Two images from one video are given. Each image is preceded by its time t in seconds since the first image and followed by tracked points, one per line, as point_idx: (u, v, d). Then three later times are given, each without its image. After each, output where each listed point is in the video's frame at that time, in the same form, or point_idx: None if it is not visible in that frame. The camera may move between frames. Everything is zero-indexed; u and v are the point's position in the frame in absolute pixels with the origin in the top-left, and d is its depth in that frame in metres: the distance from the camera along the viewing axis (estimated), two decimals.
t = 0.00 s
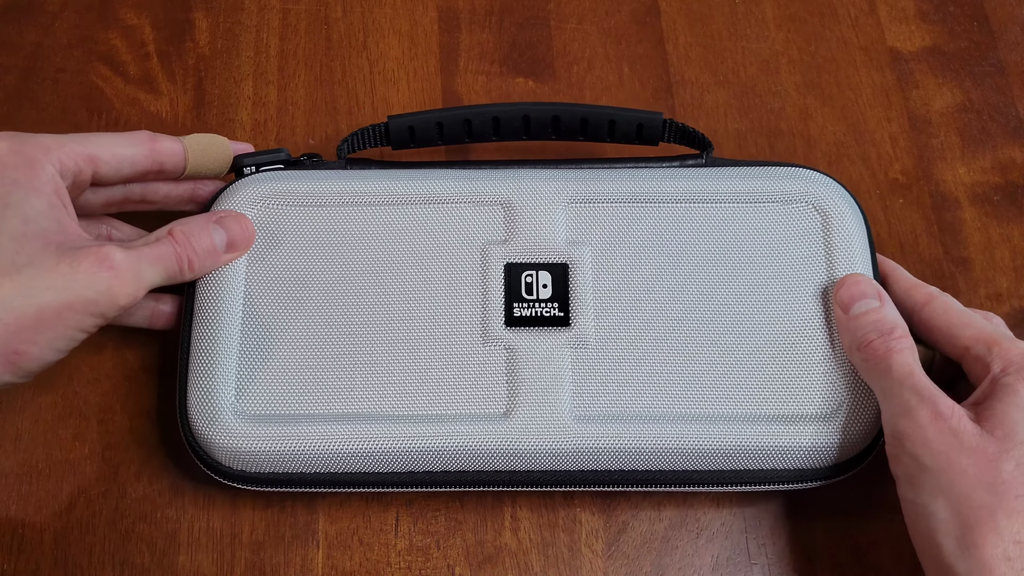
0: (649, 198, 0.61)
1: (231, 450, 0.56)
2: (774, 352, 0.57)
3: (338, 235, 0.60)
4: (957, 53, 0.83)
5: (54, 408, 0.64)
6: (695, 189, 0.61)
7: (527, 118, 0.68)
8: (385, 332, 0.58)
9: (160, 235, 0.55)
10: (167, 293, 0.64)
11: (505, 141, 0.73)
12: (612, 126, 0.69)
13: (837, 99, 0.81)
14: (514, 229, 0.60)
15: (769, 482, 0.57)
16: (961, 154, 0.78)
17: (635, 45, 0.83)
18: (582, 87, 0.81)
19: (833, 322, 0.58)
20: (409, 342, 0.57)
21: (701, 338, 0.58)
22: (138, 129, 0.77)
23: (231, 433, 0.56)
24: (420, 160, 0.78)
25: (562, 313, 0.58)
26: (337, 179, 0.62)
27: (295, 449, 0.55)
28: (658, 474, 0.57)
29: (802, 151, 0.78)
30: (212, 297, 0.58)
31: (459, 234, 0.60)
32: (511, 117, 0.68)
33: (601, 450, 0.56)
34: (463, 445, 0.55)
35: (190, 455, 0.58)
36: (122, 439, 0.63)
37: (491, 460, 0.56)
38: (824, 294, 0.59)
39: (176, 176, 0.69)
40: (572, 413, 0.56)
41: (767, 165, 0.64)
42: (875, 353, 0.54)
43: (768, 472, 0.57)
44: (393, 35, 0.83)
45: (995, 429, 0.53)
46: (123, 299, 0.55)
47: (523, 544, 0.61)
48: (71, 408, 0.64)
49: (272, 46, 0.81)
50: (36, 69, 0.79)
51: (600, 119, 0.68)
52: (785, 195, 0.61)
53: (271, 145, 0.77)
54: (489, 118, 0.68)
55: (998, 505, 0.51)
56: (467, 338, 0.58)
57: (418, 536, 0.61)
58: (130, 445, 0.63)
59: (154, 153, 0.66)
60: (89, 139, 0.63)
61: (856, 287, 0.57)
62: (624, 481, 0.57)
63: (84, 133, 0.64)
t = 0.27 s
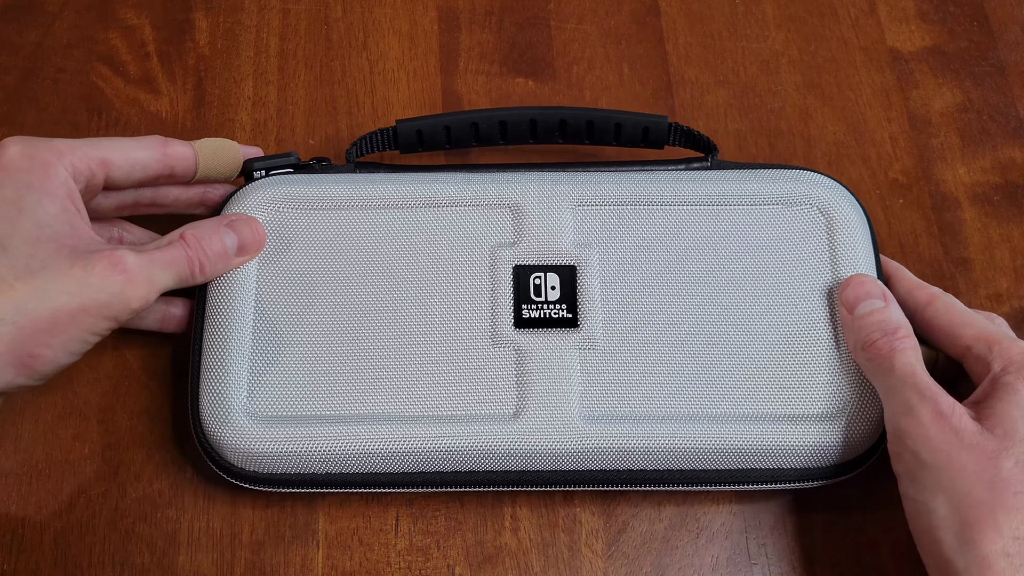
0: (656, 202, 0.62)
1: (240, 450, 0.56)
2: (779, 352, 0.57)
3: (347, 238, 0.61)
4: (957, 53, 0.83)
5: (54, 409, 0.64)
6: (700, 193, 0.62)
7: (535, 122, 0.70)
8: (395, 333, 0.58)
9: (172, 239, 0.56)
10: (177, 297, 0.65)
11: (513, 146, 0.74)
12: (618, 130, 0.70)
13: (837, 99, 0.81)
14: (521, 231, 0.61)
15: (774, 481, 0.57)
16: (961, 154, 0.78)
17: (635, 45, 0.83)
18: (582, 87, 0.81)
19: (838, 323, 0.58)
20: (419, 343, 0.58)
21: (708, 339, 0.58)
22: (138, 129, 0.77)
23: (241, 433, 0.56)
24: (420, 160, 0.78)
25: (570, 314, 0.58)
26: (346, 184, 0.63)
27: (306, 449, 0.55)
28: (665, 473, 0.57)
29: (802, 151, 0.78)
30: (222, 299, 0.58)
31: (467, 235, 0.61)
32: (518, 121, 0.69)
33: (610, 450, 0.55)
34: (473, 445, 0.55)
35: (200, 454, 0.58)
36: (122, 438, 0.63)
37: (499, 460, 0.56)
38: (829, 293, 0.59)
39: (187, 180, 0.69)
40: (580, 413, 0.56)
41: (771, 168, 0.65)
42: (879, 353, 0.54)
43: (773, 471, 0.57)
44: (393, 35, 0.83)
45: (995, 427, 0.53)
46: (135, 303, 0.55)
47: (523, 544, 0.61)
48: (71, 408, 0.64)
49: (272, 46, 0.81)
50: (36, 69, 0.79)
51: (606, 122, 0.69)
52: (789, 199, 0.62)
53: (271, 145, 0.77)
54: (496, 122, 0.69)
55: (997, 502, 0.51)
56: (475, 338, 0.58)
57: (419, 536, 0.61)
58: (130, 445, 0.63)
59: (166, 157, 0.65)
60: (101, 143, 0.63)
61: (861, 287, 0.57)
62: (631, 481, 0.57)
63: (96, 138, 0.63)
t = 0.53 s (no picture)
0: (656, 203, 0.62)
1: (240, 448, 0.56)
2: (780, 351, 0.57)
3: (348, 239, 0.61)
4: (957, 52, 0.83)
5: (54, 409, 0.64)
6: (700, 195, 0.62)
7: (535, 126, 0.70)
8: (396, 332, 0.58)
9: (175, 241, 0.55)
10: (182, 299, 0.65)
11: (514, 151, 0.75)
12: (618, 134, 0.71)
13: (837, 99, 0.81)
14: (521, 231, 0.61)
15: (774, 480, 0.57)
16: (961, 154, 0.78)
17: (635, 45, 0.83)
18: (582, 87, 0.81)
19: (838, 322, 0.58)
20: (420, 342, 0.58)
21: (709, 338, 0.58)
22: (138, 129, 0.77)
23: (243, 432, 0.55)
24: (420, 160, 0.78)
25: (569, 313, 0.58)
26: (347, 186, 0.63)
27: (308, 447, 0.55)
28: (665, 470, 0.57)
29: (802, 151, 0.78)
30: (224, 299, 0.58)
31: (468, 236, 0.61)
32: (518, 125, 0.70)
33: (611, 449, 0.55)
34: (474, 443, 0.55)
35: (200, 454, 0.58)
36: (122, 438, 0.63)
37: (499, 459, 0.56)
38: (828, 292, 0.59)
39: (190, 185, 0.70)
40: (580, 412, 0.56)
41: (770, 170, 0.65)
42: (875, 350, 0.54)
43: (774, 470, 0.57)
44: (393, 35, 0.83)
45: (991, 423, 0.53)
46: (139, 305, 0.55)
47: (523, 544, 0.61)
48: (70, 408, 0.64)
49: (272, 46, 0.81)
50: (36, 69, 0.78)
51: (605, 127, 0.70)
52: (788, 200, 0.62)
53: (271, 145, 0.77)
54: (497, 126, 0.70)
55: (992, 498, 0.51)
56: (476, 337, 0.58)
57: (419, 536, 0.61)
58: (130, 445, 0.63)
59: (170, 162, 0.66)
60: (107, 147, 0.63)
61: (860, 285, 0.57)
62: (632, 479, 0.57)
63: (101, 142, 0.64)
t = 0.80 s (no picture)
0: (657, 203, 0.62)
1: (241, 445, 0.55)
2: (782, 350, 0.57)
3: (350, 238, 0.61)
4: (957, 52, 0.83)
5: (54, 409, 0.64)
6: (701, 196, 0.63)
7: (535, 129, 0.71)
8: (397, 329, 0.58)
9: (177, 241, 0.56)
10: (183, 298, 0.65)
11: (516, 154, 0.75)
12: (618, 138, 0.71)
13: (837, 99, 0.81)
14: (523, 231, 0.61)
15: (774, 479, 0.57)
16: (961, 154, 0.78)
17: (635, 45, 0.83)
18: (582, 87, 0.81)
19: (838, 323, 0.58)
20: (422, 340, 0.58)
21: (710, 337, 0.58)
22: (138, 128, 0.77)
23: (243, 428, 0.55)
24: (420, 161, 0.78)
25: (571, 312, 0.58)
26: (350, 186, 0.63)
27: (308, 444, 0.55)
28: (667, 469, 0.57)
29: (802, 151, 0.78)
30: (227, 297, 0.58)
31: (469, 236, 0.61)
32: (519, 129, 0.70)
33: (612, 447, 0.55)
34: (475, 441, 0.55)
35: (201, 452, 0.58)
36: (122, 438, 0.63)
37: (500, 457, 0.56)
38: (828, 293, 0.59)
39: (193, 186, 0.69)
40: (582, 411, 0.56)
41: (770, 172, 0.65)
42: (875, 352, 0.55)
43: (774, 470, 0.57)
44: (393, 35, 0.83)
45: (989, 426, 0.53)
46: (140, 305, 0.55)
47: (523, 544, 0.61)
48: (71, 409, 0.64)
49: (272, 46, 0.81)
50: (36, 69, 0.78)
51: (606, 130, 0.70)
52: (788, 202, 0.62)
53: (271, 145, 0.77)
54: (498, 130, 0.70)
55: (990, 501, 0.51)
56: (477, 336, 0.58)
57: (419, 536, 0.61)
58: (129, 445, 0.63)
59: (173, 162, 0.66)
60: (111, 147, 0.63)
61: (860, 286, 0.57)
62: (633, 478, 0.57)
63: (105, 142, 0.64)
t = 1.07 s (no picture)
0: (658, 203, 0.63)
1: (241, 442, 0.55)
2: (782, 350, 0.57)
3: (352, 237, 0.61)
4: (957, 52, 0.83)
5: (54, 409, 0.64)
6: (701, 197, 0.63)
7: (537, 130, 0.71)
8: (398, 327, 0.58)
9: (178, 240, 0.56)
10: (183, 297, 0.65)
11: (516, 155, 0.75)
12: (619, 138, 0.71)
13: (837, 99, 0.81)
14: (524, 230, 0.61)
15: (774, 479, 0.57)
16: (961, 154, 0.78)
17: (635, 45, 0.83)
18: (582, 87, 0.81)
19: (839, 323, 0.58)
20: (423, 339, 0.58)
21: (710, 336, 0.58)
22: (138, 129, 0.77)
23: (244, 425, 0.55)
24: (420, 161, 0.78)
25: (572, 311, 0.58)
26: (352, 185, 0.63)
27: (308, 441, 0.55)
28: (668, 468, 0.57)
29: (802, 151, 0.78)
30: (229, 295, 0.58)
31: (470, 236, 0.61)
32: (520, 129, 0.70)
33: (613, 446, 0.55)
34: (476, 439, 0.55)
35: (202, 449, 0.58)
36: (122, 438, 0.63)
37: (501, 455, 0.56)
38: (829, 293, 0.59)
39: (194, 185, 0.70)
40: (583, 409, 0.56)
41: (771, 174, 0.65)
42: (874, 352, 0.55)
43: (774, 469, 0.57)
44: (393, 35, 0.83)
45: (986, 424, 0.53)
46: (140, 305, 0.55)
47: (523, 544, 0.61)
48: (71, 409, 0.64)
49: (272, 46, 0.81)
50: (36, 69, 0.78)
51: (607, 131, 0.70)
52: (788, 203, 0.63)
53: (271, 145, 0.77)
54: (500, 130, 0.70)
55: (986, 499, 0.51)
56: (478, 335, 0.58)
57: (419, 536, 0.61)
58: (129, 445, 0.63)
59: (174, 161, 0.66)
60: (113, 146, 0.63)
61: (861, 286, 0.57)
62: (634, 477, 0.57)
63: (107, 142, 0.64)
